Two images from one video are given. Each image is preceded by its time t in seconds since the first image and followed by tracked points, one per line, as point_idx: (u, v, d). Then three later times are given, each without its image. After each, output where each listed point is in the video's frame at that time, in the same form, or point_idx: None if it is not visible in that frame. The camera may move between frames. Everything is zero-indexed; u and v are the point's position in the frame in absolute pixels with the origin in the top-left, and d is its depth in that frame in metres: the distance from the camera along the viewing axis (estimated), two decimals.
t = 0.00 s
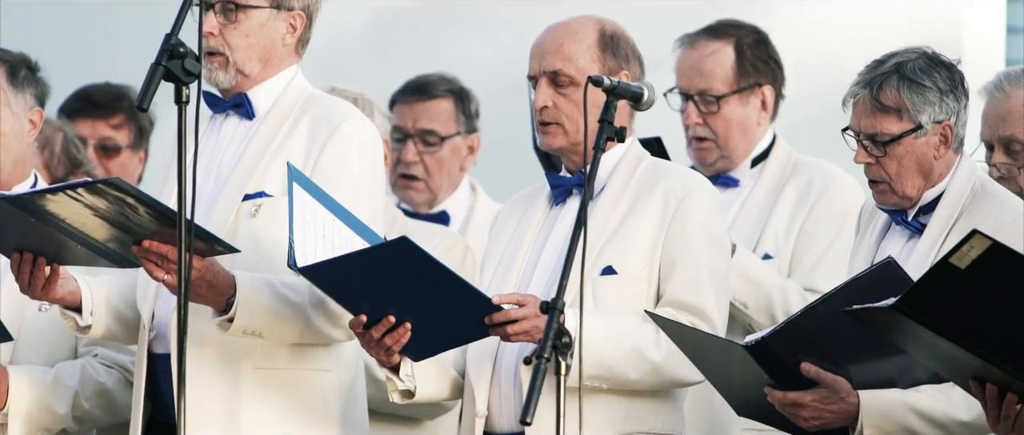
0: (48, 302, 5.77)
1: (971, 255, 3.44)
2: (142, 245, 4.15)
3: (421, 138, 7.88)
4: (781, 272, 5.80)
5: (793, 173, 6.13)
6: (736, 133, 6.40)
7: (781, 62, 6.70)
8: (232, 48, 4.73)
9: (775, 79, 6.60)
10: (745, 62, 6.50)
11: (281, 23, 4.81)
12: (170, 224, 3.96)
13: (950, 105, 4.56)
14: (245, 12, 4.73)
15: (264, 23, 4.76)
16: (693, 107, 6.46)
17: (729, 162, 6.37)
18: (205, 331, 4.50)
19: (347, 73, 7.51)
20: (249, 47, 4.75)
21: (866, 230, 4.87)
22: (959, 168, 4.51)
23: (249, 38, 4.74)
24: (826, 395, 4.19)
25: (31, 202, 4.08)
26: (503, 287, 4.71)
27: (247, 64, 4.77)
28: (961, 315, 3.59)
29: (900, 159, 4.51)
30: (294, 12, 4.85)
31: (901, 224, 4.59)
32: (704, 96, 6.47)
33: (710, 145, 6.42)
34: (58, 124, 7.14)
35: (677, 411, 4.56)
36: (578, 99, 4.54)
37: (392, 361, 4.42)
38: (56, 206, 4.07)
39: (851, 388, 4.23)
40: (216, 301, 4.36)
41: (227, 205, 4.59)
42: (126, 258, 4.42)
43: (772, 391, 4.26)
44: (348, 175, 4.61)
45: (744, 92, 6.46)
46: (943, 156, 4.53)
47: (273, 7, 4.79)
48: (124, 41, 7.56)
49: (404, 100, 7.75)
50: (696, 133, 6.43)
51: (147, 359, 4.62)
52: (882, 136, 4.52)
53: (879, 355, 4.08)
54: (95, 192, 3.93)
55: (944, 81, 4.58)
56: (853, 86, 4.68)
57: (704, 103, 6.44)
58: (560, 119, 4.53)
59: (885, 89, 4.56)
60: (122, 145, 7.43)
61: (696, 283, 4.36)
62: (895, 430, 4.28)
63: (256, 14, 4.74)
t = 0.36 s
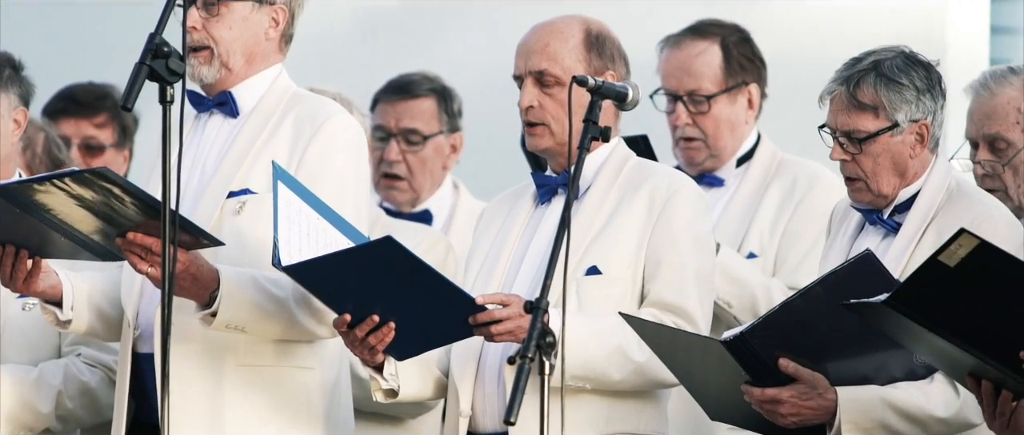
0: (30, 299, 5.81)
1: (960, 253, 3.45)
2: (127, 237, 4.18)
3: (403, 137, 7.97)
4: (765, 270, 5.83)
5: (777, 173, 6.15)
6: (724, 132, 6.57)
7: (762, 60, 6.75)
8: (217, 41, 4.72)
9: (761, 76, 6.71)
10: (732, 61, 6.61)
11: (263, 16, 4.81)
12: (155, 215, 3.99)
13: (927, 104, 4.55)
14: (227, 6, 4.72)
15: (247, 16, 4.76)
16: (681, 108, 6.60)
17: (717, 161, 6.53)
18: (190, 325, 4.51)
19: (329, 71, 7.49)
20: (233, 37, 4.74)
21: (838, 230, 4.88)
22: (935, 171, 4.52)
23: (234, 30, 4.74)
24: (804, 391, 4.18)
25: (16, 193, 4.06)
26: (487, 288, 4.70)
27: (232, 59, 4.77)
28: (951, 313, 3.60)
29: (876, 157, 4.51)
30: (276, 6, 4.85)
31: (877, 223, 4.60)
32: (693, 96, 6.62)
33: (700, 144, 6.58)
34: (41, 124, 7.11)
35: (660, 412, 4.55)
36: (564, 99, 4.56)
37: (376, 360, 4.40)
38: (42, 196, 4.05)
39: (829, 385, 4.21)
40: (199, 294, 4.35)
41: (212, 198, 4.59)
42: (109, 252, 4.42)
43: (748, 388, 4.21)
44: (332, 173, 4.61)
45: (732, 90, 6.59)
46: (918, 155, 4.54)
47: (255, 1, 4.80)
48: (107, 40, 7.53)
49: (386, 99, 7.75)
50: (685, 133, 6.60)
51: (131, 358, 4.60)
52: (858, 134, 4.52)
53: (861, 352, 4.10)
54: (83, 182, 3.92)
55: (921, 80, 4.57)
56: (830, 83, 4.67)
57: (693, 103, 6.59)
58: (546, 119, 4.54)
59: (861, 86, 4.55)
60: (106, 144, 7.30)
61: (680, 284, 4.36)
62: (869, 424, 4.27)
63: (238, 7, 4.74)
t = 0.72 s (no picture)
0: (10, 300, 5.88)
1: (939, 255, 3.49)
2: (105, 230, 4.18)
3: (380, 137, 7.88)
4: (744, 268, 5.87)
5: (753, 169, 6.18)
6: (699, 129, 6.56)
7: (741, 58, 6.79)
8: (197, 41, 4.71)
9: (734, 73, 6.72)
10: (706, 58, 6.63)
11: (242, 16, 4.79)
12: (137, 209, 3.99)
13: (906, 102, 4.57)
14: (205, 6, 4.71)
15: (225, 16, 4.74)
16: (656, 107, 6.58)
17: (693, 159, 6.52)
18: (169, 323, 4.48)
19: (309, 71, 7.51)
20: (212, 37, 4.72)
21: (817, 231, 4.89)
22: (913, 171, 4.54)
23: (213, 30, 4.72)
24: (783, 389, 4.19)
25: None
26: (466, 288, 4.70)
27: (211, 59, 4.76)
28: (931, 309, 3.62)
29: (855, 155, 4.52)
30: (254, 6, 4.84)
31: (856, 222, 4.61)
32: (668, 94, 6.60)
33: (675, 143, 6.56)
34: (19, 124, 7.08)
35: (639, 411, 4.56)
36: (542, 100, 4.55)
37: (354, 359, 4.40)
38: (21, 188, 4.04)
39: (808, 383, 4.23)
40: (177, 289, 4.34)
41: (190, 197, 4.58)
42: (88, 246, 4.39)
43: (728, 385, 4.21)
44: (311, 172, 4.60)
45: (706, 88, 6.59)
46: (897, 153, 4.55)
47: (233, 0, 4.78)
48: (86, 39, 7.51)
49: (363, 99, 7.70)
50: (660, 131, 6.58)
51: (111, 358, 4.59)
52: (838, 131, 4.53)
53: (839, 351, 4.11)
54: (64, 173, 3.91)
55: (901, 78, 4.59)
56: (809, 82, 4.69)
57: (668, 102, 6.57)
58: (524, 120, 4.54)
59: (841, 84, 4.57)
60: (84, 143, 7.37)
61: (660, 283, 4.37)
62: (848, 422, 4.27)
63: (217, 7, 4.73)
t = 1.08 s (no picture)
0: None
1: (917, 257, 3.50)
2: (85, 230, 4.17)
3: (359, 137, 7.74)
4: (725, 266, 5.87)
5: (726, 166, 6.18)
6: (670, 131, 6.38)
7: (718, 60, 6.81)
8: (175, 43, 4.70)
9: (699, 72, 6.61)
10: (670, 60, 6.48)
11: (219, 17, 4.78)
12: (117, 207, 3.98)
13: (884, 100, 4.60)
14: (182, 8, 4.69)
15: (203, 17, 4.73)
16: (626, 112, 6.39)
17: (666, 162, 6.38)
18: (152, 322, 4.50)
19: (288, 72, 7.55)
20: (190, 39, 4.71)
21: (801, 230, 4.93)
22: (896, 170, 4.57)
23: (190, 32, 4.71)
24: (769, 392, 4.20)
25: None
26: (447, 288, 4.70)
27: (190, 60, 4.75)
28: (912, 310, 3.64)
29: (837, 154, 4.54)
30: (232, 5, 4.82)
31: (840, 222, 4.65)
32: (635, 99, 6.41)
33: (646, 147, 6.38)
34: None
35: (621, 410, 4.58)
36: (521, 99, 4.55)
37: (336, 359, 4.39)
38: (3, 187, 4.06)
39: (794, 385, 4.25)
40: (159, 288, 4.36)
41: (170, 196, 4.57)
42: (69, 247, 4.37)
43: (715, 391, 4.24)
44: (291, 171, 4.60)
45: (673, 89, 6.42)
46: (879, 151, 4.58)
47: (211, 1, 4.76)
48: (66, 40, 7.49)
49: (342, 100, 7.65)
50: (631, 136, 6.39)
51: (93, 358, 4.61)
52: (819, 131, 4.55)
53: (821, 351, 4.14)
54: (45, 171, 3.91)
55: (880, 76, 4.62)
56: (788, 82, 4.71)
57: (636, 106, 6.38)
58: (504, 120, 4.54)
59: (820, 83, 4.59)
60: (65, 144, 7.28)
61: (640, 283, 4.38)
62: (836, 424, 4.29)
63: (195, 9, 4.71)
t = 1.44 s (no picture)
0: None
1: (904, 266, 3.49)
2: (78, 232, 4.16)
3: (347, 135, 7.64)
4: (715, 266, 5.89)
5: (714, 164, 6.18)
6: (657, 132, 6.38)
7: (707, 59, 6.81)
8: (163, 47, 4.70)
9: (685, 71, 6.59)
10: (655, 60, 6.47)
11: (208, 19, 4.76)
12: (108, 209, 3.98)
13: (875, 98, 4.60)
14: (172, 11, 4.68)
15: (192, 20, 4.72)
16: (612, 113, 6.40)
17: (653, 162, 6.37)
18: (144, 323, 4.50)
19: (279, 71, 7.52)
20: (178, 43, 4.71)
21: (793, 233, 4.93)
22: (888, 169, 4.57)
23: (178, 36, 4.71)
24: (761, 390, 4.22)
25: None
26: (437, 287, 4.70)
27: (178, 63, 4.74)
28: (900, 313, 3.63)
29: (828, 152, 4.54)
30: (221, 7, 4.80)
31: (832, 221, 4.65)
32: (622, 101, 6.41)
33: (633, 148, 6.39)
34: None
35: (610, 411, 4.58)
36: (510, 99, 4.55)
37: (326, 358, 4.38)
38: None
39: (786, 383, 4.26)
40: (151, 290, 4.35)
41: (160, 196, 4.56)
42: (61, 250, 4.39)
43: (706, 388, 4.26)
44: (281, 170, 4.59)
45: (659, 90, 6.42)
46: (869, 150, 4.58)
47: (200, 3, 4.74)
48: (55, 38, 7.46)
49: (329, 98, 7.56)
50: (618, 137, 6.40)
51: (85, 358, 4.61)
52: (809, 130, 4.55)
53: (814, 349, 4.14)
54: (37, 174, 3.93)
55: (869, 75, 4.63)
56: (779, 81, 4.71)
57: (622, 108, 6.38)
58: (493, 119, 4.54)
59: (810, 82, 4.59)
60: (53, 143, 7.24)
61: (629, 282, 4.38)
62: (828, 422, 4.31)
63: (183, 12, 4.70)
